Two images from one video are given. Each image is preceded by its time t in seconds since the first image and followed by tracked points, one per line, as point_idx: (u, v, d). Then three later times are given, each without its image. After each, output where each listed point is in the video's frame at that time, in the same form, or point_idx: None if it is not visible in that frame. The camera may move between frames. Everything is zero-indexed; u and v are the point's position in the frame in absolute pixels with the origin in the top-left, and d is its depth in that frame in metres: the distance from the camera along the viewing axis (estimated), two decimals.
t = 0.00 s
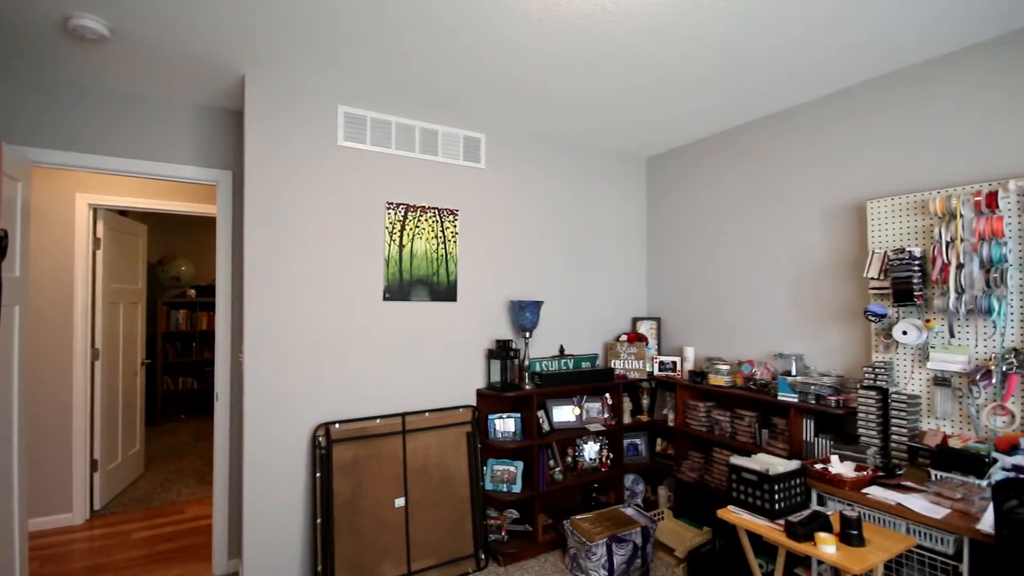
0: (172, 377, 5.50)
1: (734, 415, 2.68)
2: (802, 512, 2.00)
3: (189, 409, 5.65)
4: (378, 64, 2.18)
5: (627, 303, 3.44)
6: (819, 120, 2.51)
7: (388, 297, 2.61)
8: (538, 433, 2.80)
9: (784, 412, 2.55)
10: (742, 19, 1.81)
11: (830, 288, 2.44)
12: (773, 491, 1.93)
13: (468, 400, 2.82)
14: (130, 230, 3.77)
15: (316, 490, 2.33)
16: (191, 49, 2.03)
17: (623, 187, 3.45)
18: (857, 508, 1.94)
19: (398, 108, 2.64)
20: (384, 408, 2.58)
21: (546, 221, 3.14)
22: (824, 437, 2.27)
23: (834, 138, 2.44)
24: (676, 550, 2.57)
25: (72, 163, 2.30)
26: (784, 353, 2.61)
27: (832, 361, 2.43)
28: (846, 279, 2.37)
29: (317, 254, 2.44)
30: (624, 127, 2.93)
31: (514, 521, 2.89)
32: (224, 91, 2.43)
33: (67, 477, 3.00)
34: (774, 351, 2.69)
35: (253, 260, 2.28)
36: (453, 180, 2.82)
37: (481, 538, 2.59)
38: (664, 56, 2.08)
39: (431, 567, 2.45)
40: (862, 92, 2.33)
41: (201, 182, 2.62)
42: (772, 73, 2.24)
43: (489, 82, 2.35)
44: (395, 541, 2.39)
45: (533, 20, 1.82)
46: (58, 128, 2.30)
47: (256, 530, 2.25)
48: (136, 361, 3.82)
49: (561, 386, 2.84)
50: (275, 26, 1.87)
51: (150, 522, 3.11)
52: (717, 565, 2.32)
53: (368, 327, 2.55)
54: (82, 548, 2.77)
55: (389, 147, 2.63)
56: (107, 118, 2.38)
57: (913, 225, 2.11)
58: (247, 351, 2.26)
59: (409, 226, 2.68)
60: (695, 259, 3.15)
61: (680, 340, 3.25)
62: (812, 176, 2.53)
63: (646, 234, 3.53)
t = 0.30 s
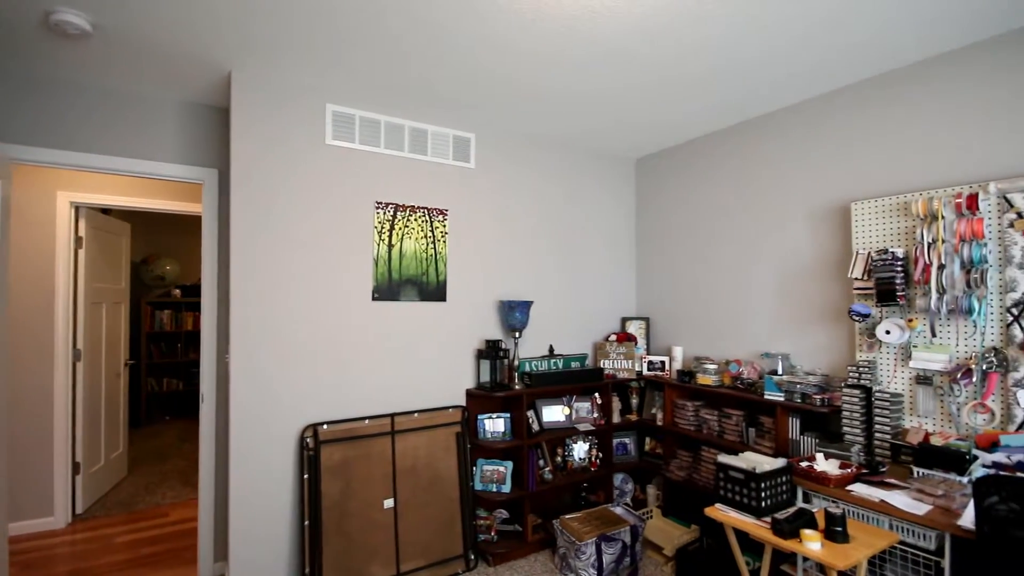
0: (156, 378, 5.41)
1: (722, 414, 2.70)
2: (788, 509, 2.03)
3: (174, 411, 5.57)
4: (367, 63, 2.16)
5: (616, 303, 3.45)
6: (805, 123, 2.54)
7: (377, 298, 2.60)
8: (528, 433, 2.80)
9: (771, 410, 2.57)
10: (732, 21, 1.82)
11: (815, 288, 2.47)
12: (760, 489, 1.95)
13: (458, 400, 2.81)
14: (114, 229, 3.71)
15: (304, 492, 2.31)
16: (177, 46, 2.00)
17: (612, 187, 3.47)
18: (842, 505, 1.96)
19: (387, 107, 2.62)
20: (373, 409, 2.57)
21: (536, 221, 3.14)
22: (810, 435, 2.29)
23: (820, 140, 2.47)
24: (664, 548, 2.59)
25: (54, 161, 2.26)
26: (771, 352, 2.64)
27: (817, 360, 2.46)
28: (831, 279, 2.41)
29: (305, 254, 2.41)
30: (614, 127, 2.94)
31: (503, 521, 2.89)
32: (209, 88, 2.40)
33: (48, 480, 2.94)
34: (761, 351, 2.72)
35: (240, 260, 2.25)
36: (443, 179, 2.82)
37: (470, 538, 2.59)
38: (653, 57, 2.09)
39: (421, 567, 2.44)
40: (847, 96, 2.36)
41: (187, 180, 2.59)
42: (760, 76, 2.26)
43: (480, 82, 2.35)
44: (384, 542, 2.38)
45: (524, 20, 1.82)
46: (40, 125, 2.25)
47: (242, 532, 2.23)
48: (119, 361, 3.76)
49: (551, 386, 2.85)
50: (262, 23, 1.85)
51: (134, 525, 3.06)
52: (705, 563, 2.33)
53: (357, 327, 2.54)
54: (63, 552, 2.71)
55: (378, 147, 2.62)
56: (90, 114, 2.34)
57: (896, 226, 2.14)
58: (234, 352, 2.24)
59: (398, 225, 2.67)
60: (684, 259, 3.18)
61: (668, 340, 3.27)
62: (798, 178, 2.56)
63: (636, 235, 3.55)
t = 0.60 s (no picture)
0: (137, 379, 5.32)
1: (708, 413, 2.73)
2: (772, 506, 2.06)
3: (156, 413, 5.47)
4: (354, 61, 2.14)
5: (604, 304, 3.47)
6: (789, 126, 2.58)
7: (365, 298, 2.58)
8: (516, 433, 2.81)
9: (756, 409, 2.61)
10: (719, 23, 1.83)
11: (799, 288, 2.51)
12: (745, 486, 1.97)
13: (446, 400, 2.81)
14: (93, 228, 3.63)
15: (290, 494, 2.29)
16: (160, 42, 1.97)
17: (600, 188, 3.49)
18: (824, 501, 1.99)
19: (375, 106, 2.61)
20: (361, 410, 2.55)
21: (524, 222, 3.14)
22: (793, 433, 2.33)
23: (804, 143, 2.51)
24: (652, 546, 2.61)
25: (32, 157, 2.21)
26: (756, 352, 2.67)
27: (800, 359, 2.50)
28: (814, 279, 2.44)
29: (291, 254, 2.39)
30: (602, 128, 2.96)
31: (491, 521, 2.88)
32: (193, 84, 2.36)
33: (24, 485, 2.87)
34: (746, 350, 2.76)
35: (224, 259, 2.22)
36: (431, 179, 2.81)
37: (459, 539, 2.58)
38: (640, 58, 2.10)
39: (408, 569, 2.42)
40: (831, 99, 2.40)
41: (170, 178, 2.54)
42: (745, 79, 2.29)
43: (468, 81, 2.34)
44: (370, 544, 2.36)
45: (513, 19, 1.82)
46: (18, 120, 2.20)
47: (226, 535, 2.20)
48: (99, 362, 3.68)
49: (539, 386, 2.85)
50: (247, 19, 1.82)
51: (114, 530, 3.00)
52: (693, 561, 2.34)
53: (344, 328, 2.52)
54: (41, 558, 2.65)
55: (365, 146, 2.60)
56: (70, 110, 2.29)
57: (878, 227, 2.19)
58: (218, 352, 2.21)
59: (385, 225, 2.65)
60: (671, 260, 3.20)
61: (655, 340, 3.29)
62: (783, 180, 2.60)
63: (623, 236, 3.57)
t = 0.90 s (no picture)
0: (120, 380, 5.23)
1: (695, 412, 2.75)
2: (758, 503, 2.08)
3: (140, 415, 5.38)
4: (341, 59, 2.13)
5: (592, 304, 3.48)
6: (774, 128, 2.61)
7: (353, 298, 2.56)
8: (505, 433, 2.81)
9: (742, 408, 2.64)
10: (707, 25, 1.85)
11: (784, 289, 2.55)
12: (731, 484, 1.99)
13: (435, 400, 2.80)
14: (75, 226, 3.57)
15: (276, 496, 2.26)
16: (143, 38, 1.94)
17: (589, 188, 3.50)
18: (808, 499, 2.03)
19: (363, 105, 2.59)
20: (349, 411, 2.54)
21: (514, 222, 3.15)
22: (779, 431, 2.36)
23: (790, 145, 2.55)
24: (640, 545, 2.63)
25: (12, 154, 2.16)
26: (742, 351, 2.71)
27: (785, 358, 2.54)
28: (799, 280, 2.48)
29: (278, 253, 2.37)
30: (591, 129, 2.97)
31: (480, 522, 2.88)
32: (176, 81, 2.32)
33: (4, 488, 2.81)
34: (732, 350, 2.79)
35: (210, 259, 2.19)
36: (419, 179, 2.80)
37: (448, 539, 2.58)
38: (628, 59, 2.12)
39: (397, 570, 2.42)
40: (815, 102, 2.44)
41: (155, 176, 2.51)
42: (732, 81, 2.32)
43: (456, 80, 2.33)
44: (359, 545, 2.34)
45: (503, 19, 1.83)
46: None
47: (212, 538, 2.17)
48: (81, 363, 3.61)
49: (528, 386, 2.86)
50: (232, 16, 1.80)
51: (97, 533, 2.94)
52: (680, 558, 2.39)
53: (331, 328, 2.50)
54: (21, 563, 2.60)
55: (353, 145, 2.59)
56: (51, 106, 2.25)
57: (861, 229, 2.22)
58: (202, 353, 2.18)
59: (374, 224, 2.64)
60: (658, 260, 3.23)
61: (643, 340, 3.32)
62: (769, 181, 2.63)
63: (612, 236, 3.59)
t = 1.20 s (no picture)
0: (102, 382, 5.14)
1: (683, 411, 2.77)
2: (745, 501, 2.10)
3: (122, 418, 5.28)
4: (330, 58, 2.11)
5: (582, 304, 3.50)
6: (762, 130, 2.64)
7: (341, 298, 2.54)
8: (494, 433, 2.80)
9: (729, 407, 2.66)
10: (697, 26, 1.86)
11: (770, 289, 2.58)
12: (718, 483, 2.01)
13: (424, 401, 2.79)
14: (55, 225, 3.50)
15: (263, 498, 2.24)
16: (127, 34, 1.91)
17: (578, 189, 3.51)
18: (794, 496, 2.06)
19: (351, 104, 2.57)
20: (337, 411, 2.52)
21: (503, 222, 3.15)
22: (765, 430, 2.38)
23: (776, 147, 2.58)
24: (629, 544, 2.65)
25: None
26: (729, 351, 2.73)
27: (771, 357, 2.57)
28: (785, 280, 2.51)
29: (265, 253, 2.34)
30: (580, 129, 2.98)
31: (469, 522, 2.87)
32: (161, 78, 2.28)
33: None
34: (720, 349, 2.81)
35: (195, 258, 2.16)
36: (409, 179, 2.78)
37: (437, 540, 2.57)
38: (616, 60, 2.13)
39: (386, 571, 2.40)
40: (801, 105, 2.47)
41: (139, 174, 2.47)
42: (719, 84, 2.34)
43: (445, 80, 2.33)
44: (347, 547, 2.33)
45: (493, 19, 1.83)
46: None
47: (196, 541, 2.14)
48: (62, 364, 3.54)
49: (517, 386, 2.86)
50: (218, 12, 1.78)
51: (79, 538, 2.89)
52: (667, 556, 2.42)
53: (319, 328, 2.48)
54: None
55: (342, 143, 2.57)
56: (31, 102, 2.20)
57: (845, 230, 2.26)
58: (187, 354, 2.14)
59: (362, 224, 2.62)
60: (647, 260, 3.25)
61: (632, 340, 3.34)
62: (756, 183, 2.67)
63: (601, 236, 3.60)
